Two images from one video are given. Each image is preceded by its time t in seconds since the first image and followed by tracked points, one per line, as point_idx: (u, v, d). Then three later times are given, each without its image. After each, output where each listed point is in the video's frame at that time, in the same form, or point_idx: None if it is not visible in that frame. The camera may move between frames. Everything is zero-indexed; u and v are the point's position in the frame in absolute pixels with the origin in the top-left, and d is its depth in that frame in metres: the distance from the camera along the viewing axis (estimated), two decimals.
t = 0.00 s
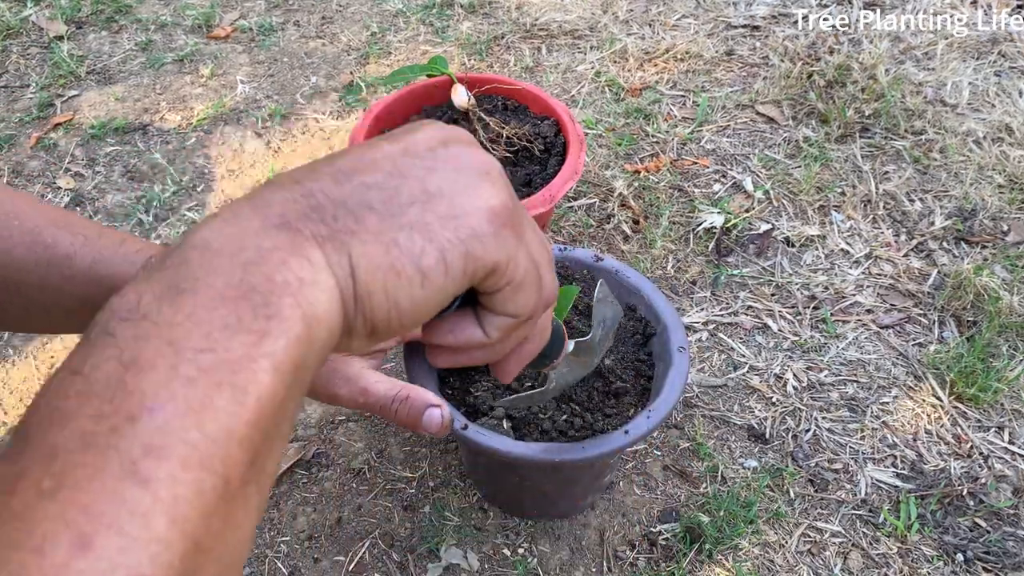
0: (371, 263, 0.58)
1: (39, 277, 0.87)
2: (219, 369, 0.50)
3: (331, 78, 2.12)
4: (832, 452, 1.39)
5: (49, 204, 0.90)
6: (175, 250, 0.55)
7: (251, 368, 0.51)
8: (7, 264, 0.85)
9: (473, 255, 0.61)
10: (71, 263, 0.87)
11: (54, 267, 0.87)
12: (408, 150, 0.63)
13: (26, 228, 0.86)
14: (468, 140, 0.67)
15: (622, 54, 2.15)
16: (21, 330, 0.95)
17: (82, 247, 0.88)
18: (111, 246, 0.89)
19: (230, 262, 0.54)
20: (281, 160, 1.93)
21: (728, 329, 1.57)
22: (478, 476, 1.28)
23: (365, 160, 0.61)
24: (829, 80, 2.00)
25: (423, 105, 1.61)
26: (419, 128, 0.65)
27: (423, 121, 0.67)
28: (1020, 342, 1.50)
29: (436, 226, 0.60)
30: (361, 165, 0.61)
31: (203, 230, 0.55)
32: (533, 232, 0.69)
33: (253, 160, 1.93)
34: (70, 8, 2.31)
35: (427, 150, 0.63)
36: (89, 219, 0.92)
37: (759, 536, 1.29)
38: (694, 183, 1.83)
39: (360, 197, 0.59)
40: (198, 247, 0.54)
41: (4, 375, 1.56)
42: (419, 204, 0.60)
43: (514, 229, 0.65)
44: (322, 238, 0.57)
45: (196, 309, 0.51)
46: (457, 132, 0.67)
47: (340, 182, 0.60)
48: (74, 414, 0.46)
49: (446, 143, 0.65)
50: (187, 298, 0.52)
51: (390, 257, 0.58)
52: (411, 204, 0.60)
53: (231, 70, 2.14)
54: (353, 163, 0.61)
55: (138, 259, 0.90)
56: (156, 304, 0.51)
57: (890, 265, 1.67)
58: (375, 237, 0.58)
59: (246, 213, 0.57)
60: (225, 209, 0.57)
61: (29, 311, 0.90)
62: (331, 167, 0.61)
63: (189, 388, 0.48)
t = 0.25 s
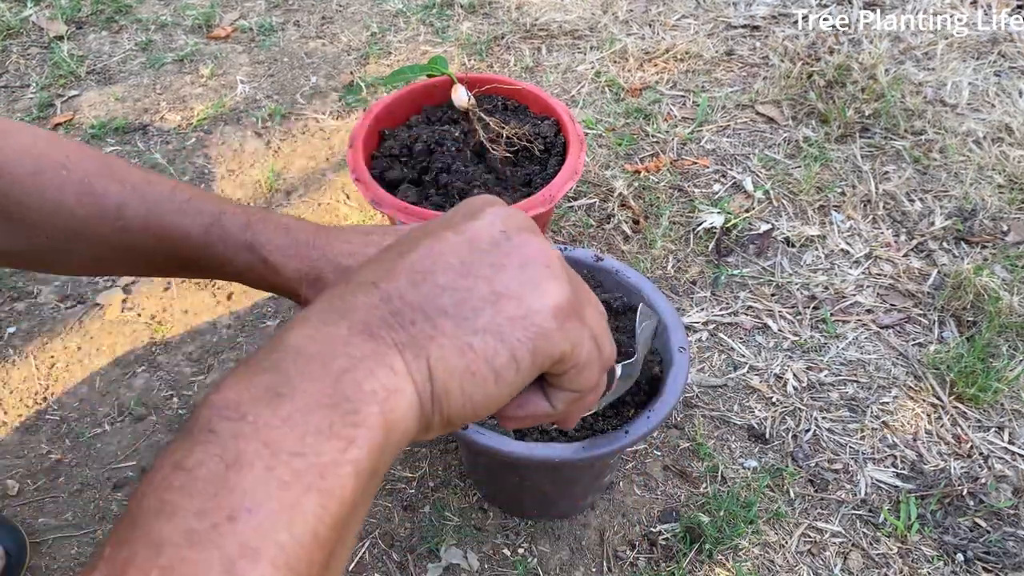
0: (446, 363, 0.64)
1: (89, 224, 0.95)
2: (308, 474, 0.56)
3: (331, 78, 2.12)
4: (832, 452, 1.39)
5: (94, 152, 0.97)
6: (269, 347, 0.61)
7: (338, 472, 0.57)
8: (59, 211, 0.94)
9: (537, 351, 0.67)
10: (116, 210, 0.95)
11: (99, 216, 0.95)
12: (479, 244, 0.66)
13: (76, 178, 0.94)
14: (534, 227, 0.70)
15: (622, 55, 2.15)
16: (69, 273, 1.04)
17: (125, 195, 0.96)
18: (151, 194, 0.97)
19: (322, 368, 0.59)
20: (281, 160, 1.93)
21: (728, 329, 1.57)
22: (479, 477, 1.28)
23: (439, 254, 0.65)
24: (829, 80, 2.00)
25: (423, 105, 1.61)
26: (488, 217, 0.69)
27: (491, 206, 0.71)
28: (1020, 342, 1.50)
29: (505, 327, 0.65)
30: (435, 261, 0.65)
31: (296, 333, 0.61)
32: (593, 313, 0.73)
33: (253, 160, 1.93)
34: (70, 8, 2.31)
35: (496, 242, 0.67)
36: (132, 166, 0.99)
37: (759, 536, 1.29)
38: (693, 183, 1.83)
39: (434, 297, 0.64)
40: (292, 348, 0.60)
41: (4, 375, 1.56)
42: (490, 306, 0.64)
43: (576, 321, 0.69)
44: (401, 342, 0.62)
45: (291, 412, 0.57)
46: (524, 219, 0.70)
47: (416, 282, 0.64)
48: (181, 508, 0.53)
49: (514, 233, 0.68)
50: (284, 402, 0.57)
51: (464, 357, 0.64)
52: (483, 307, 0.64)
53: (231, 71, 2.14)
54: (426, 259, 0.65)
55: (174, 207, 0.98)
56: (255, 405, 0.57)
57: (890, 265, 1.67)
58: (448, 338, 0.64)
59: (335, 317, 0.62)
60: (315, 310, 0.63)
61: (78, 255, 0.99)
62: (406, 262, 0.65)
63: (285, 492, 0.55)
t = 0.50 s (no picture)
0: (463, 398, 0.65)
1: (93, 208, 1.01)
2: (333, 508, 0.57)
3: (332, 78, 2.12)
4: (832, 452, 1.39)
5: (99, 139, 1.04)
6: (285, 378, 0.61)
7: (360, 506, 0.58)
8: (64, 195, 1.00)
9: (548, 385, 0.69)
10: (121, 194, 1.02)
11: (103, 199, 1.01)
12: (490, 276, 0.68)
13: (80, 162, 1.00)
14: (542, 255, 0.72)
15: (621, 55, 2.15)
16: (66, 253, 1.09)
17: (128, 180, 1.02)
18: (154, 181, 1.04)
19: (342, 402, 0.60)
20: (282, 160, 1.93)
21: (728, 329, 1.58)
22: (478, 477, 1.28)
23: (452, 285, 0.67)
24: (829, 80, 2.00)
25: (423, 105, 1.61)
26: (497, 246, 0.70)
27: (497, 231, 0.72)
28: (1020, 342, 1.51)
29: (519, 362, 0.67)
30: (448, 293, 0.66)
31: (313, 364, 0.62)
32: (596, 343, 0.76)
33: (253, 161, 1.93)
34: (70, 8, 2.31)
35: (506, 273, 0.69)
36: (135, 151, 1.06)
37: (759, 535, 1.29)
38: (693, 183, 1.84)
39: (449, 330, 0.65)
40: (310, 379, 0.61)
41: (4, 375, 1.56)
42: (506, 340, 0.67)
43: (585, 353, 0.72)
44: (419, 377, 0.64)
45: (312, 444, 0.58)
46: (531, 247, 0.72)
47: (430, 314, 0.65)
48: (207, 544, 0.54)
49: (524, 264, 0.70)
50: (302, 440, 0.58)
51: (480, 391, 0.66)
52: (499, 341, 0.67)
53: (231, 71, 2.14)
54: (438, 290, 0.66)
55: (177, 195, 1.06)
56: (277, 440, 0.58)
57: (890, 265, 1.67)
58: (464, 373, 0.66)
59: (350, 350, 0.63)
60: (329, 339, 0.63)
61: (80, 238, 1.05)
62: (420, 293, 0.66)
63: (309, 527, 0.55)
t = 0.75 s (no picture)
0: (469, 418, 0.67)
1: (105, 190, 1.08)
2: (317, 551, 0.58)
3: (332, 78, 2.12)
4: (831, 452, 1.39)
5: (108, 123, 1.10)
6: (282, 388, 0.65)
7: (349, 549, 0.60)
8: (78, 177, 1.06)
9: (564, 403, 0.69)
10: (128, 177, 1.08)
11: (112, 181, 1.07)
12: (503, 283, 0.69)
13: (86, 145, 1.07)
14: (560, 263, 0.71)
15: (621, 55, 2.15)
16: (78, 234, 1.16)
17: (136, 162, 1.09)
18: (160, 163, 1.10)
19: (336, 423, 0.63)
20: (282, 160, 1.93)
21: (728, 329, 1.58)
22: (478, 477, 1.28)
23: (463, 292, 0.67)
24: (829, 80, 2.00)
25: (423, 105, 1.61)
26: (513, 249, 0.70)
27: (516, 231, 0.72)
28: (1020, 342, 1.51)
29: (532, 379, 0.67)
30: (460, 302, 0.67)
31: (312, 372, 0.64)
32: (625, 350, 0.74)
33: (253, 161, 1.93)
34: (70, 8, 2.32)
35: (523, 282, 0.69)
36: (142, 134, 1.13)
37: (759, 535, 1.29)
38: (693, 183, 1.84)
39: (456, 343, 0.66)
40: (305, 393, 0.63)
41: (4, 375, 1.56)
42: (517, 356, 0.67)
43: (607, 367, 0.71)
44: (422, 396, 0.65)
45: (300, 476, 0.61)
46: (551, 252, 0.72)
47: (437, 324, 0.66)
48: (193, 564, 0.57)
49: (542, 272, 0.70)
50: (295, 462, 0.61)
51: (489, 408, 0.67)
52: (510, 357, 0.67)
53: (231, 71, 2.14)
54: (448, 299, 0.67)
55: (185, 177, 1.12)
56: (264, 468, 0.61)
57: (889, 265, 1.67)
58: (472, 391, 0.67)
59: (349, 362, 0.65)
60: (328, 347, 0.66)
61: (87, 218, 1.12)
62: (428, 301, 0.67)
63: (297, 553, 0.58)
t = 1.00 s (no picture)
0: (471, 443, 0.69)
1: (144, 193, 1.09)
2: (325, 566, 0.60)
3: (332, 78, 2.12)
4: (831, 452, 1.39)
5: (149, 125, 1.11)
6: (293, 421, 0.68)
7: (355, 565, 0.61)
8: (114, 181, 1.07)
9: (564, 426, 0.71)
10: (168, 181, 1.09)
11: (152, 184, 1.08)
12: (502, 311, 0.71)
13: (126, 149, 1.07)
14: (556, 288, 0.74)
15: (621, 55, 2.15)
16: (112, 233, 1.17)
17: (175, 166, 1.09)
18: (200, 167, 1.11)
19: (345, 449, 0.66)
20: (282, 161, 1.93)
21: (728, 329, 1.58)
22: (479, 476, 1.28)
23: (463, 322, 0.70)
24: (828, 80, 2.00)
25: (423, 105, 1.61)
26: (510, 277, 0.73)
27: (513, 260, 0.75)
28: (1019, 342, 1.51)
29: (531, 403, 0.69)
30: (460, 331, 0.70)
31: (320, 405, 0.68)
32: (624, 370, 0.77)
33: (253, 161, 1.93)
34: (70, 8, 2.32)
35: (520, 309, 0.72)
36: (182, 136, 1.13)
37: (758, 535, 1.29)
38: (693, 183, 1.84)
39: (457, 372, 0.69)
40: (316, 424, 0.67)
41: (4, 375, 1.56)
42: (516, 379, 0.69)
43: (605, 387, 0.73)
44: (426, 424, 0.68)
45: (312, 494, 0.63)
46: (548, 279, 0.74)
47: (439, 353, 0.70)
48: None
49: (539, 297, 0.72)
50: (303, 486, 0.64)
51: (491, 432, 0.69)
52: (509, 381, 0.69)
53: (231, 71, 2.14)
54: (449, 329, 0.70)
55: (223, 181, 1.12)
56: (275, 489, 0.64)
57: (889, 265, 1.67)
58: (473, 417, 0.69)
59: (356, 394, 0.69)
60: (337, 381, 0.69)
61: (125, 219, 1.13)
62: (431, 330, 0.70)
63: None
